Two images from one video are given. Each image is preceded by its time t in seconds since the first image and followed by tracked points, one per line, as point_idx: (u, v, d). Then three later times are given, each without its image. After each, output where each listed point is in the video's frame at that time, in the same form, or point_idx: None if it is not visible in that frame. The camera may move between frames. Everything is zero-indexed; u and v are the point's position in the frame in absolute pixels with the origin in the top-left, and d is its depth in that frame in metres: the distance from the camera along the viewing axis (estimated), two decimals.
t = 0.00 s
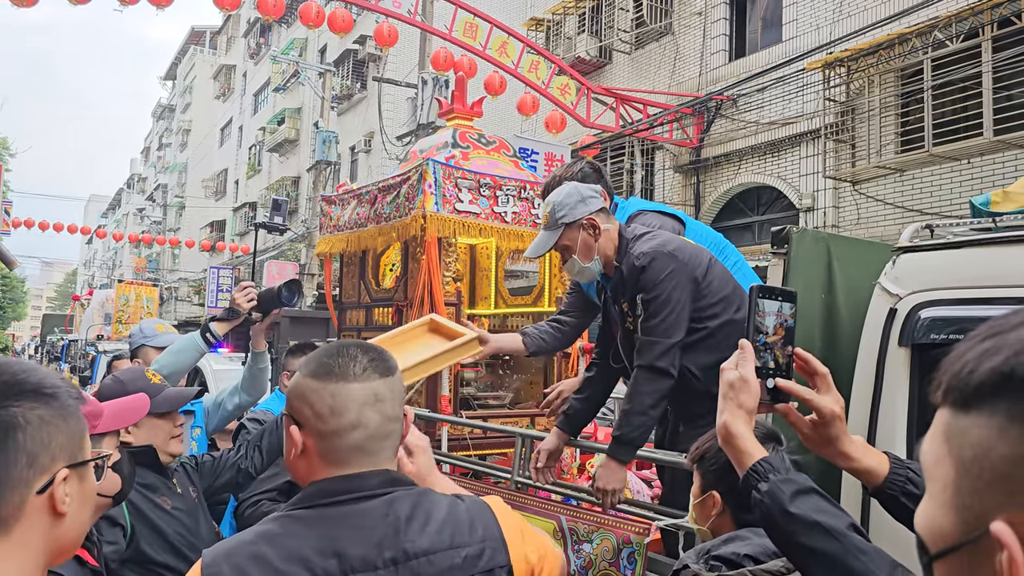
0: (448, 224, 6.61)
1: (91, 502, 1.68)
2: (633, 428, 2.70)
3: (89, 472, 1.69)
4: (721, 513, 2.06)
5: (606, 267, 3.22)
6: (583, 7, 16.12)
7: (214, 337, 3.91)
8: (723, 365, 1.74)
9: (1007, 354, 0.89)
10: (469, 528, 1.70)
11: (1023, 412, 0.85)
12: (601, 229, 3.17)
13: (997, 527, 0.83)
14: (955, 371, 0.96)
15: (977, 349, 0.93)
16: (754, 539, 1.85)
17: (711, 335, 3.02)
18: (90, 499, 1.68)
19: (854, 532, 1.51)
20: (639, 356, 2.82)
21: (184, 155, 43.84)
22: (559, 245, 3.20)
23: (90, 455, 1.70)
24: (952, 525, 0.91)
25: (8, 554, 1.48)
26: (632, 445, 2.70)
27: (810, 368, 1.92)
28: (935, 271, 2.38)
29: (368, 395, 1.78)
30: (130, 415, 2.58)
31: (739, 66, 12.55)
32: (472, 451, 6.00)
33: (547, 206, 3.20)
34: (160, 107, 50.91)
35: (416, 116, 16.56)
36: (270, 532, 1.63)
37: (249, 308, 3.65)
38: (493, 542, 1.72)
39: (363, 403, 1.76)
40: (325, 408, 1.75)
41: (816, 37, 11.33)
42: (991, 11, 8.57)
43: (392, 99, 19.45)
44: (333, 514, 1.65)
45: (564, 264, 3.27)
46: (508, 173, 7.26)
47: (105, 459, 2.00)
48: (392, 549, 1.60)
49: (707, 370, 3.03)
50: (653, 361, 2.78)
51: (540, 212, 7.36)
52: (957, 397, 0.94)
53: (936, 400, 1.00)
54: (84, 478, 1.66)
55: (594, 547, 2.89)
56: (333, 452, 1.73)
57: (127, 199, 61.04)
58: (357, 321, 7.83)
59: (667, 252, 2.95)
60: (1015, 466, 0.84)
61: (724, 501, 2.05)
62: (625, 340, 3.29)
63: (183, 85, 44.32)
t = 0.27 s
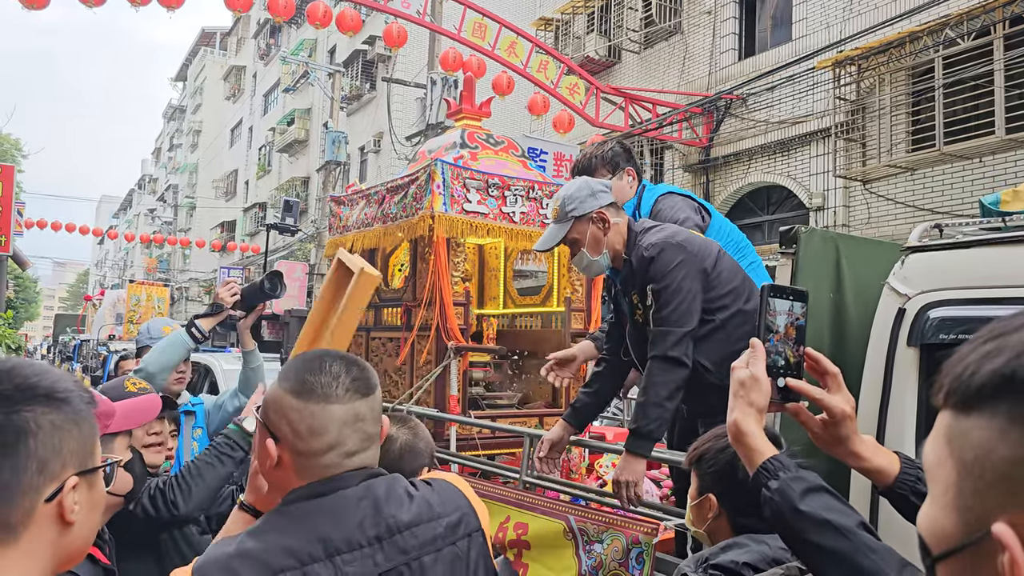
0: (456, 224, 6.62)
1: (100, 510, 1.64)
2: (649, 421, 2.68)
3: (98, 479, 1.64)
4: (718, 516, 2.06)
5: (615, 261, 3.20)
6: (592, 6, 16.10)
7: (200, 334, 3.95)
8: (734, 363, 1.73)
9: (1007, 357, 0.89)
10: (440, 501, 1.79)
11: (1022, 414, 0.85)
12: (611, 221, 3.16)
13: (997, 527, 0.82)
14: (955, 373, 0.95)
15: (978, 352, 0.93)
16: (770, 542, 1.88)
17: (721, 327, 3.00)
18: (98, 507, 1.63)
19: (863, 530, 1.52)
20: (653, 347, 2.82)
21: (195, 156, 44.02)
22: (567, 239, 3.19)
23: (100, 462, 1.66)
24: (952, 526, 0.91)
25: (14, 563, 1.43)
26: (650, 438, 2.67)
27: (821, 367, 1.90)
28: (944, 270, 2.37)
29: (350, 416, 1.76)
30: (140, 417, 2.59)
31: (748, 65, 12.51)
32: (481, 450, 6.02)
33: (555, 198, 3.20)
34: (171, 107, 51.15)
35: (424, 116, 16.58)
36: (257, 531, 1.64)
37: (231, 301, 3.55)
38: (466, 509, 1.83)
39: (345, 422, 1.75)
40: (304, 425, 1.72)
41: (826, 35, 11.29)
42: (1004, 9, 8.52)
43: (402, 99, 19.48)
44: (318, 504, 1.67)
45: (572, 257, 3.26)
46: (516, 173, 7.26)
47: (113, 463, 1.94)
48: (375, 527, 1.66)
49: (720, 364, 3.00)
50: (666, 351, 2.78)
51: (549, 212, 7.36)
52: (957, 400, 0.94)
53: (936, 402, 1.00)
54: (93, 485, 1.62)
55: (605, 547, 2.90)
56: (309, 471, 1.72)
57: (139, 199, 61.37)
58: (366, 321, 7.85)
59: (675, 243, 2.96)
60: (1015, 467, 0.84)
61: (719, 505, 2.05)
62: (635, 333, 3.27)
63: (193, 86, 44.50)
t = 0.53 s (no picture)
0: (456, 227, 6.62)
1: (84, 520, 1.59)
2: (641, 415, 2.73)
3: (82, 488, 1.60)
4: (701, 521, 2.07)
5: (617, 262, 3.20)
6: (592, 9, 16.11)
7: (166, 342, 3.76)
8: (732, 363, 1.74)
9: (982, 358, 0.87)
10: (397, 500, 1.74)
11: (1001, 412, 0.84)
12: (616, 220, 3.17)
13: (976, 524, 0.81)
14: (935, 374, 0.94)
15: (956, 354, 0.92)
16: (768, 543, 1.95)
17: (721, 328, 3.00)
18: (82, 516, 1.60)
19: (860, 528, 1.53)
20: (654, 345, 2.82)
21: (195, 159, 44.03)
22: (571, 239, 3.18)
23: (84, 470, 1.62)
24: (934, 527, 0.90)
25: None
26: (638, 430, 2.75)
27: (820, 366, 1.90)
28: (941, 273, 2.38)
29: (307, 425, 1.77)
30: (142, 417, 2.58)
31: (748, 67, 12.52)
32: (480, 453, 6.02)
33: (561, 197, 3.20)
34: (172, 110, 51.19)
35: (425, 119, 16.60)
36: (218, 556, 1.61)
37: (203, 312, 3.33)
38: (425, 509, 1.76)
39: (302, 432, 1.76)
40: (263, 438, 1.74)
41: (827, 39, 11.30)
42: (1003, 12, 8.53)
43: (402, 102, 19.49)
44: (271, 516, 1.65)
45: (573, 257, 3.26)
46: (516, 175, 7.27)
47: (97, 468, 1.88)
48: (330, 532, 1.63)
49: (721, 364, 3.01)
50: (666, 350, 2.79)
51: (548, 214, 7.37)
52: (937, 400, 0.92)
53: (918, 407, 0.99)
54: (78, 495, 1.58)
55: (601, 549, 2.89)
56: (269, 485, 1.72)
57: (139, 202, 61.41)
58: (366, 324, 7.85)
59: (677, 243, 2.97)
60: (994, 465, 0.82)
61: (701, 510, 2.06)
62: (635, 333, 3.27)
63: (194, 88, 44.50)
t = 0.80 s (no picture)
0: (450, 232, 6.63)
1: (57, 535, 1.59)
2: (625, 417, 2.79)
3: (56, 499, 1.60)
4: (687, 524, 2.08)
5: (613, 272, 3.23)
6: (585, 16, 16.19)
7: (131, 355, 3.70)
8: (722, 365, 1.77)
9: (951, 359, 0.88)
10: (373, 515, 1.61)
11: (968, 412, 0.85)
12: (612, 230, 3.22)
13: (947, 521, 0.83)
14: (907, 377, 0.95)
15: (928, 355, 0.93)
16: (752, 546, 1.95)
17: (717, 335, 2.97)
18: (54, 530, 1.59)
19: (847, 528, 1.56)
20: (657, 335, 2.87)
21: (188, 164, 43.98)
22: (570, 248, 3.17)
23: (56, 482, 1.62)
24: (909, 525, 0.91)
25: None
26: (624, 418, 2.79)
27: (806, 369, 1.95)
28: (930, 278, 2.40)
29: (263, 422, 1.62)
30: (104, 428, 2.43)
31: (741, 75, 12.58)
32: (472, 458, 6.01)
33: (555, 208, 3.19)
34: (165, 115, 51.15)
35: (419, 125, 16.63)
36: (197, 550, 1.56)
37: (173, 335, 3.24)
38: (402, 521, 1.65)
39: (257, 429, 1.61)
40: (218, 430, 1.62)
41: (818, 46, 11.37)
42: (993, 20, 8.60)
43: (396, 108, 19.52)
44: (236, 532, 1.54)
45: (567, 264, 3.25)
46: (509, 181, 7.28)
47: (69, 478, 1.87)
48: (298, 551, 1.51)
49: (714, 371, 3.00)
50: (670, 339, 2.83)
51: (541, 220, 7.38)
52: (910, 402, 0.93)
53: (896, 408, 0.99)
54: (50, 508, 1.57)
55: (591, 553, 2.97)
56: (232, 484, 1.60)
57: (132, 208, 61.28)
58: (359, 329, 7.85)
59: (675, 248, 3.02)
60: (962, 464, 0.84)
61: (688, 514, 2.07)
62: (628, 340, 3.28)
63: (188, 94, 44.50)
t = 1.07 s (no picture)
0: (446, 240, 6.62)
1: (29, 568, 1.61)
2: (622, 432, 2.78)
3: (28, 530, 1.62)
4: (690, 535, 2.07)
5: (606, 290, 3.24)
6: (580, 24, 16.22)
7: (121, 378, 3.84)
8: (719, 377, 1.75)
9: (957, 379, 0.87)
10: (358, 535, 1.63)
11: (976, 431, 0.84)
12: (612, 248, 3.20)
13: (959, 545, 0.82)
14: (909, 399, 0.94)
15: (931, 375, 0.92)
16: (750, 553, 1.93)
17: (707, 354, 2.97)
18: (26, 561, 1.61)
19: (845, 540, 1.55)
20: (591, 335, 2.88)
21: (183, 172, 43.91)
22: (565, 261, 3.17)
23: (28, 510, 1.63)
24: (913, 544, 0.91)
25: None
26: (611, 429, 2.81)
27: (807, 381, 1.92)
28: (928, 287, 2.40)
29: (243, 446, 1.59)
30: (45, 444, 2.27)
31: (735, 82, 12.62)
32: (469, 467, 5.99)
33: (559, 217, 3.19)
34: (159, 123, 51.11)
35: (415, 132, 16.64)
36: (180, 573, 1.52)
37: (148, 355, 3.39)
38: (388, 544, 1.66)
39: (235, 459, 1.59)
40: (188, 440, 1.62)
41: (812, 53, 11.41)
42: (986, 28, 8.64)
43: (391, 115, 19.54)
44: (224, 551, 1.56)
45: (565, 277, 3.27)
46: (505, 189, 7.28)
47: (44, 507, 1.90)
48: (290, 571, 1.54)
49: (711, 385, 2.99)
50: (598, 340, 2.82)
51: (537, 228, 7.38)
52: (915, 422, 0.92)
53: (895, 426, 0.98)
54: (21, 538, 1.59)
55: (588, 564, 2.92)
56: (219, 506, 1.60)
57: (127, 215, 61.17)
58: (355, 338, 7.83)
59: (649, 263, 3.01)
60: (971, 485, 0.83)
61: (691, 525, 2.06)
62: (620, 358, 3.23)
63: (182, 101, 44.48)
